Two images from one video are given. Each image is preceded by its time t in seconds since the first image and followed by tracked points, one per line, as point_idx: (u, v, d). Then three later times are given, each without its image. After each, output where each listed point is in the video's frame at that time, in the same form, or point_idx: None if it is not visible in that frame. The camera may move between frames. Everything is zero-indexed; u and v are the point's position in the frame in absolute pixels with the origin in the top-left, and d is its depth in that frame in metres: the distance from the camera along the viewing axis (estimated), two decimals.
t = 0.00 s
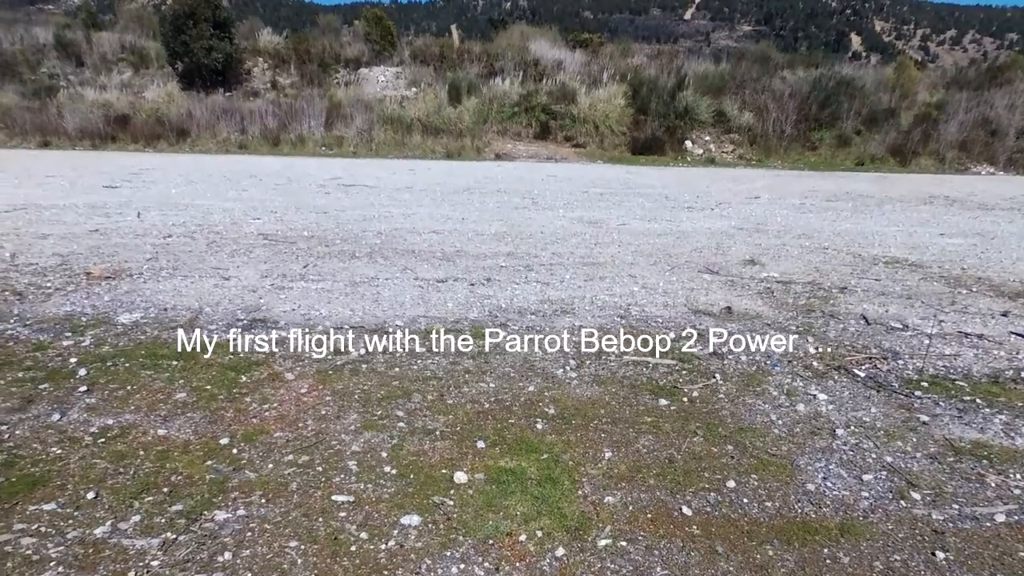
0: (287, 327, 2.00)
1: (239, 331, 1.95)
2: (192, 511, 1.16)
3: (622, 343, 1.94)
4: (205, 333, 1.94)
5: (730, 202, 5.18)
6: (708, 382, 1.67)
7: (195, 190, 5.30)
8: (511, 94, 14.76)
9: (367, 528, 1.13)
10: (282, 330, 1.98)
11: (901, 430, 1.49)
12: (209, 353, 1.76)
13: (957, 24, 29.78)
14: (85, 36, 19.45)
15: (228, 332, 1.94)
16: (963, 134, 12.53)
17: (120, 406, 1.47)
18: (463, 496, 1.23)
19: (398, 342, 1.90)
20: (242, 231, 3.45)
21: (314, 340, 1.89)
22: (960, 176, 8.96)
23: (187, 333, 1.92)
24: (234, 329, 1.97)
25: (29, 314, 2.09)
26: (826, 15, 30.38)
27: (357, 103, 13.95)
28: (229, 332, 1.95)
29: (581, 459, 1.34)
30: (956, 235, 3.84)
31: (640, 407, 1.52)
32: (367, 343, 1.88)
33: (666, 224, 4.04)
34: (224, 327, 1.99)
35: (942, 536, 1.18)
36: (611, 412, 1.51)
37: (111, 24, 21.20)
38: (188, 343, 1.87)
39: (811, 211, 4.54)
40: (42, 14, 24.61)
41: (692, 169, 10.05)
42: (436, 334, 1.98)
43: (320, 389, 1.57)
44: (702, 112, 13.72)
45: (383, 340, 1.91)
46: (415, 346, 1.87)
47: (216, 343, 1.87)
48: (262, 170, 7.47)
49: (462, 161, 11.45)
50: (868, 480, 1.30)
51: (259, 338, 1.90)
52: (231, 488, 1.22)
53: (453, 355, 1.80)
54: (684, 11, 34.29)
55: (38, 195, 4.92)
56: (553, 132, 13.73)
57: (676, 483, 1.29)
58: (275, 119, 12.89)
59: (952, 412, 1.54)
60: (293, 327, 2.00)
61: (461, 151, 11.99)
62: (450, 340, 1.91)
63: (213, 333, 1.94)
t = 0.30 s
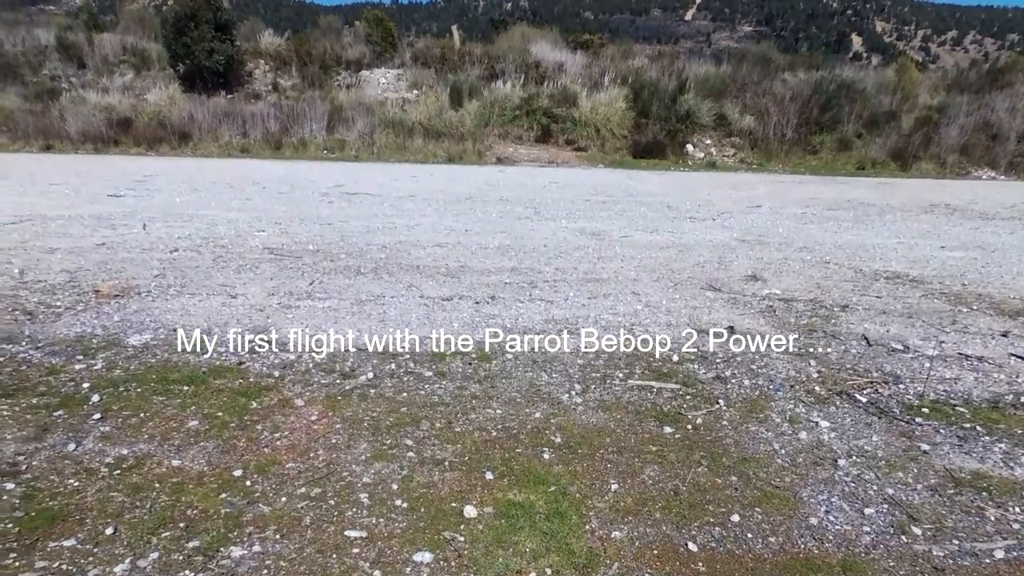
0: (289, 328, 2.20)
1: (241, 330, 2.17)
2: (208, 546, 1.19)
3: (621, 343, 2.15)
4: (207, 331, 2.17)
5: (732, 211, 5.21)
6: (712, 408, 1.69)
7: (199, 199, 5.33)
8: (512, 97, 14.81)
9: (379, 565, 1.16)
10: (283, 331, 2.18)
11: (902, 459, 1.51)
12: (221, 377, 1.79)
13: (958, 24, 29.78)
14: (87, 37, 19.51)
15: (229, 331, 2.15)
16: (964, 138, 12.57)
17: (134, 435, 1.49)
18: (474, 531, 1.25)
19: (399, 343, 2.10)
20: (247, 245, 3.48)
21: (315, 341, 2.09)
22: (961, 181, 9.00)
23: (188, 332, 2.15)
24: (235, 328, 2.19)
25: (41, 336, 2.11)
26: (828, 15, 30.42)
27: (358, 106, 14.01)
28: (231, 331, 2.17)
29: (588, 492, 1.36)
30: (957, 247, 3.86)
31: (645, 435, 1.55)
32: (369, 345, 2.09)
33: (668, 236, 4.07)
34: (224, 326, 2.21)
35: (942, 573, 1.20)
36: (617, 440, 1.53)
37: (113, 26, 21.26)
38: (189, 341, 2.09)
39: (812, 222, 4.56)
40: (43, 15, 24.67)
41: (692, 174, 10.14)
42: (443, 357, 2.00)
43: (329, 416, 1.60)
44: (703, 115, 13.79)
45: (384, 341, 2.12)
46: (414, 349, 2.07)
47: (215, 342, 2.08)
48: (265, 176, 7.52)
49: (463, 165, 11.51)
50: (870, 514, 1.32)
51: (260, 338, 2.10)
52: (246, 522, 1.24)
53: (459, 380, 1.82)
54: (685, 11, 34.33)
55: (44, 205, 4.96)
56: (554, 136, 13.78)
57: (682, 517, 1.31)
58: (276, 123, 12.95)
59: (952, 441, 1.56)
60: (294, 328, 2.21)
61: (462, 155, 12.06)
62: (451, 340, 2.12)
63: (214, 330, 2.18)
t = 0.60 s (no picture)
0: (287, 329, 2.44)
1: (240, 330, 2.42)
2: None
3: (623, 343, 2.38)
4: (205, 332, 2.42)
5: (734, 222, 5.24)
6: (716, 438, 1.72)
7: (203, 209, 5.37)
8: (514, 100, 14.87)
9: None
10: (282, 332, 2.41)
11: (902, 491, 1.55)
12: (233, 406, 1.82)
13: (959, 24, 29.77)
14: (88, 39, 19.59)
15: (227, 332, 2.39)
16: (965, 142, 12.60)
17: (149, 467, 1.53)
18: (485, 571, 1.28)
19: (400, 342, 2.34)
20: (253, 260, 3.51)
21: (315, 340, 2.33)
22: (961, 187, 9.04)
23: (187, 332, 2.40)
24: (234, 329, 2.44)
25: (53, 361, 2.14)
26: (829, 16, 30.45)
27: (360, 109, 14.07)
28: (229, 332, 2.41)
29: (595, 529, 1.39)
30: (957, 261, 3.89)
31: (649, 467, 1.59)
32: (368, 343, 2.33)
33: (671, 249, 4.10)
34: (221, 328, 2.45)
35: None
36: (623, 472, 1.57)
37: (115, 28, 21.27)
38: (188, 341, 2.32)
39: (813, 234, 4.59)
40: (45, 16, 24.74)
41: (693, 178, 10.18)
42: (450, 382, 2.03)
43: (340, 447, 1.63)
44: (704, 118, 13.80)
45: (383, 339, 2.36)
46: (413, 346, 2.31)
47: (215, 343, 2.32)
48: (268, 183, 7.57)
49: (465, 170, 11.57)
50: (872, 551, 1.35)
51: (259, 338, 2.35)
52: (262, 562, 1.27)
53: (467, 408, 1.85)
54: (686, 11, 34.37)
55: (49, 216, 5.00)
56: (555, 139, 13.83)
57: (687, 554, 1.34)
58: (278, 127, 13.01)
59: (952, 473, 1.59)
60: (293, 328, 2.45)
61: (464, 159, 12.12)
62: (452, 340, 2.37)
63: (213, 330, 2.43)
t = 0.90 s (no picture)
0: (287, 329, 2.69)
1: (239, 330, 2.66)
2: None
3: (622, 343, 2.62)
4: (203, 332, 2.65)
5: (736, 232, 5.27)
6: (721, 468, 1.74)
7: (207, 220, 5.41)
8: (514, 104, 14.96)
9: None
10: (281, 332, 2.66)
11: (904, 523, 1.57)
12: (243, 434, 1.84)
13: (960, 24, 29.82)
14: (90, 40, 19.66)
15: (226, 332, 2.63)
16: (967, 145, 12.61)
17: (164, 500, 1.57)
18: None
19: (400, 342, 2.59)
20: (259, 276, 3.54)
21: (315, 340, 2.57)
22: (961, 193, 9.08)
23: (187, 333, 2.62)
24: (233, 329, 2.68)
25: (64, 386, 2.16)
26: (830, 15, 30.50)
27: (361, 112, 14.16)
28: (229, 332, 2.64)
29: (603, 565, 1.42)
30: (958, 274, 3.91)
31: (656, 499, 1.62)
32: (368, 341, 2.58)
33: (673, 262, 4.13)
34: (219, 329, 2.68)
35: None
36: (629, 504, 1.59)
37: (116, 29, 21.34)
38: (187, 341, 2.54)
39: (815, 246, 4.63)
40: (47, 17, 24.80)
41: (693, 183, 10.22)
42: (457, 409, 2.05)
43: (351, 477, 1.66)
44: (705, 122, 13.86)
45: (384, 339, 2.61)
46: (414, 344, 2.56)
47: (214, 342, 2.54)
48: (271, 190, 7.59)
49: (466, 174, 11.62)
50: None
51: (260, 337, 2.58)
52: None
53: (474, 436, 1.87)
54: (687, 10, 34.43)
55: (55, 228, 5.03)
56: (556, 143, 13.86)
57: None
58: (280, 130, 13.05)
59: (953, 503, 1.62)
60: (291, 329, 2.69)
61: (465, 162, 12.20)
62: (452, 339, 2.62)
63: (211, 331, 2.66)
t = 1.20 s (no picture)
0: (286, 331, 2.89)
1: (240, 331, 2.87)
2: None
3: (622, 343, 2.86)
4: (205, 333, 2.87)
5: (739, 241, 5.29)
6: (725, 494, 1.76)
7: (212, 229, 5.44)
8: (516, 107, 15.10)
9: None
10: (281, 334, 2.85)
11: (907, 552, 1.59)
12: (252, 458, 1.87)
13: (961, 24, 29.90)
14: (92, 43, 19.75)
15: (225, 332, 2.83)
16: (967, 150, 12.73)
17: (175, 529, 1.60)
18: None
19: (400, 342, 2.81)
20: (263, 290, 3.56)
21: (315, 340, 2.78)
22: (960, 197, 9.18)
23: (189, 335, 2.84)
24: (233, 330, 2.88)
25: (74, 408, 2.18)
26: (831, 15, 30.55)
27: (363, 116, 14.39)
28: (230, 333, 2.84)
29: None
30: (959, 286, 3.93)
31: (661, 527, 1.64)
32: (368, 342, 2.78)
33: (676, 274, 4.15)
34: (219, 331, 2.89)
35: None
36: (635, 533, 1.62)
37: (118, 31, 21.43)
38: (187, 342, 2.75)
39: (817, 256, 4.67)
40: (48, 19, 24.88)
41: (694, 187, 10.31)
42: (463, 432, 2.06)
43: (359, 504, 1.68)
44: (705, 126, 14.18)
45: (384, 340, 2.82)
46: (413, 344, 2.78)
47: (213, 343, 2.75)
48: (274, 196, 7.63)
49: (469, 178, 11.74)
50: None
51: (261, 337, 2.79)
52: None
53: (481, 460, 1.89)
54: (688, 11, 34.51)
55: (59, 237, 5.05)
56: (557, 146, 14.15)
57: None
58: (282, 134, 13.15)
59: (956, 531, 1.64)
60: (291, 331, 2.89)
61: (466, 166, 12.32)
62: (451, 339, 2.84)
63: (212, 332, 2.87)
